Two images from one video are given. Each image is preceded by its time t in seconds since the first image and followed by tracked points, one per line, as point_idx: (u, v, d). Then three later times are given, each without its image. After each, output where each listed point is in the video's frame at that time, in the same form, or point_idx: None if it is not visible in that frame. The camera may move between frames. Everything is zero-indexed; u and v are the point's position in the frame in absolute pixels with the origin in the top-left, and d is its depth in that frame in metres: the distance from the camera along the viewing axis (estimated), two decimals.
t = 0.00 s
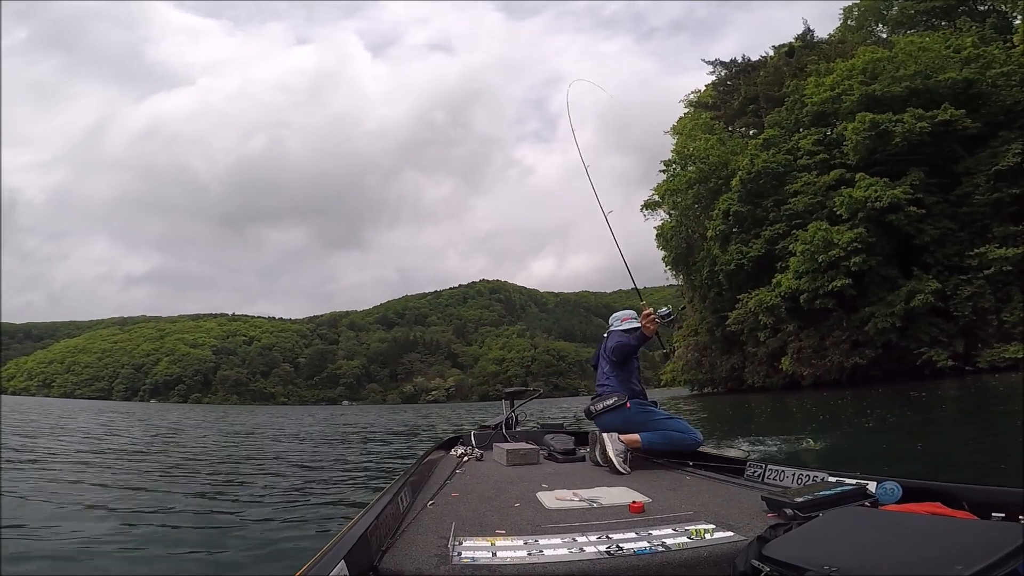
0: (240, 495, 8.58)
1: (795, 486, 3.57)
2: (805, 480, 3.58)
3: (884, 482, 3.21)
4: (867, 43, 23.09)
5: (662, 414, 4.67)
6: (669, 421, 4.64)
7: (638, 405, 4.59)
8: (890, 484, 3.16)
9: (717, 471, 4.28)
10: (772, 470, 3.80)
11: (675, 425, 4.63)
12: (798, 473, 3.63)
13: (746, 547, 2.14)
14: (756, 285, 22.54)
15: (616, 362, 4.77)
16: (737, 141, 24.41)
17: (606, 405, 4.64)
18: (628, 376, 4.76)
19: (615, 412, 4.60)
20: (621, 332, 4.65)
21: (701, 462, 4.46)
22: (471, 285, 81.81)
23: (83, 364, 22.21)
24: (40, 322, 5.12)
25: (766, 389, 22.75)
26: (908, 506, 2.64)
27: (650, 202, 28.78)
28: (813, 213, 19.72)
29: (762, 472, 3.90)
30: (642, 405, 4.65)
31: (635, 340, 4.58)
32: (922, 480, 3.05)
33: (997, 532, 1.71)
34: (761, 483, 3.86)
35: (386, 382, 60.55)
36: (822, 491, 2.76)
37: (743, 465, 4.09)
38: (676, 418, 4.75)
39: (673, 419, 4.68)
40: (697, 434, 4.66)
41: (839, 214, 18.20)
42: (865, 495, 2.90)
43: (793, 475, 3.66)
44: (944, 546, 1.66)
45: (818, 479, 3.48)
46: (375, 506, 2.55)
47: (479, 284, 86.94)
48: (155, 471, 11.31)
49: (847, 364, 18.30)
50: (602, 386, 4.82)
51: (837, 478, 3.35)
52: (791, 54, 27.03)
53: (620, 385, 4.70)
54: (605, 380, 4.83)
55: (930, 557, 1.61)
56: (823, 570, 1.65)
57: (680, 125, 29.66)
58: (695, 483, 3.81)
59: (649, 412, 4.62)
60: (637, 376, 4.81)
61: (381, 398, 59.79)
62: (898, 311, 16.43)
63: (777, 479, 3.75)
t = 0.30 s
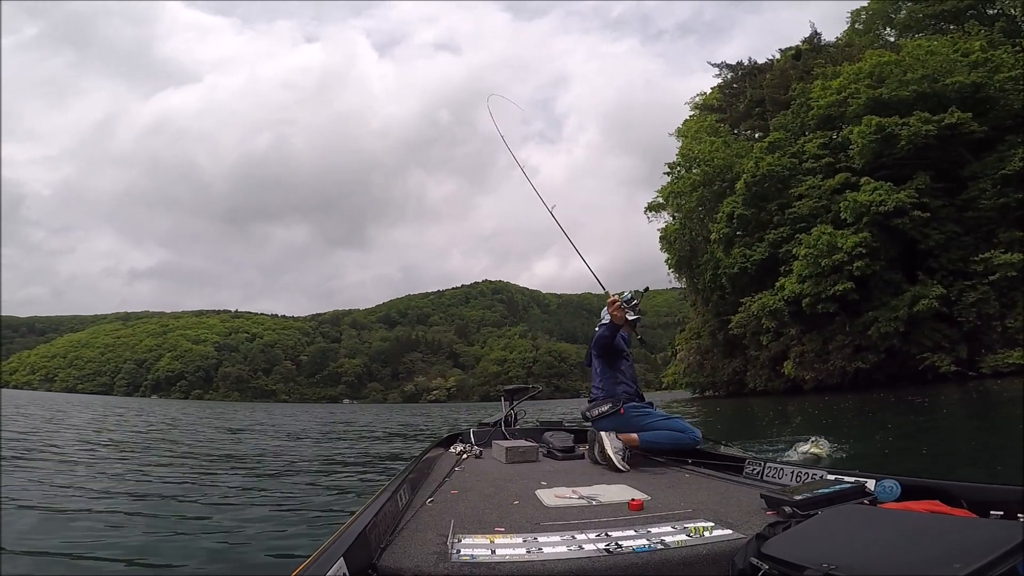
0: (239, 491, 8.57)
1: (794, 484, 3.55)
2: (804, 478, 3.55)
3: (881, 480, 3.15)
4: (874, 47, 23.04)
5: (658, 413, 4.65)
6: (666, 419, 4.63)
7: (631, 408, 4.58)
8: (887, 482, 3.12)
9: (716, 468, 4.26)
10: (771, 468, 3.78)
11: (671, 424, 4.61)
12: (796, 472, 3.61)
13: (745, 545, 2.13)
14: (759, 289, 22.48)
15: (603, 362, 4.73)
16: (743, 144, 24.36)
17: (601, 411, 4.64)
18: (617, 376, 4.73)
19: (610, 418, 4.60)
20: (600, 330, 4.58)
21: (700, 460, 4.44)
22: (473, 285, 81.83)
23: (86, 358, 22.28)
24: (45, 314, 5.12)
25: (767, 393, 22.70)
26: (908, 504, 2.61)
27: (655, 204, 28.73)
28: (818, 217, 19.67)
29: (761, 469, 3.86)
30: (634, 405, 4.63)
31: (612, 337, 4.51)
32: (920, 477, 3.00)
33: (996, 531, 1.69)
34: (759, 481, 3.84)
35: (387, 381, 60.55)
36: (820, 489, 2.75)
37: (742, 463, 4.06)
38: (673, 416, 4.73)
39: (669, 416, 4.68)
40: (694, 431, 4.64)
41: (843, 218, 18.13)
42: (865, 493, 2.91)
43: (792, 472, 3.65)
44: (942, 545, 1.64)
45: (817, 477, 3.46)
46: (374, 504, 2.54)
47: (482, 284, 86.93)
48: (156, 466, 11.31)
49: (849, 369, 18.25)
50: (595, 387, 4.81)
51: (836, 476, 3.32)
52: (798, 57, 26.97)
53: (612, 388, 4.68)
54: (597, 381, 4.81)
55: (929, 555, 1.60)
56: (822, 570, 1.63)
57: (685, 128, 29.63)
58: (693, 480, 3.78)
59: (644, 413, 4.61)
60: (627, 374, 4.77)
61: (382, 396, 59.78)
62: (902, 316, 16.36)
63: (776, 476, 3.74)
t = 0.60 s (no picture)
0: (241, 493, 8.58)
1: (794, 486, 3.53)
2: (804, 479, 3.53)
3: (882, 481, 3.13)
4: (877, 48, 22.99)
5: (657, 413, 4.65)
6: (665, 418, 4.62)
7: (631, 406, 4.55)
8: (887, 483, 3.08)
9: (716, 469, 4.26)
10: (772, 469, 3.77)
11: (671, 423, 4.60)
12: (797, 473, 3.59)
13: (744, 547, 2.12)
14: (763, 290, 22.42)
15: (603, 361, 4.69)
16: (746, 146, 24.33)
17: (601, 409, 4.63)
18: (617, 374, 4.69)
19: (610, 416, 4.58)
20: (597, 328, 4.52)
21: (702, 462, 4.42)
22: (476, 287, 81.87)
23: (90, 360, 22.39)
24: (45, 317, 5.12)
25: (771, 395, 22.64)
26: (907, 505, 2.59)
27: (658, 205, 28.70)
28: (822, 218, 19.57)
29: (761, 471, 3.86)
30: (635, 405, 4.60)
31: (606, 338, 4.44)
32: (921, 479, 2.96)
33: (995, 531, 1.69)
34: (760, 483, 3.83)
35: (390, 382, 60.51)
36: (821, 490, 2.74)
37: (742, 464, 4.07)
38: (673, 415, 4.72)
39: (670, 416, 4.65)
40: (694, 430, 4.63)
41: (847, 219, 18.07)
42: (864, 495, 2.87)
43: (792, 473, 3.63)
44: (941, 546, 1.64)
45: (817, 479, 3.44)
46: (374, 505, 2.55)
47: (485, 286, 86.93)
48: (160, 468, 11.35)
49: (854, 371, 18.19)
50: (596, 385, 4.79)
51: (836, 478, 3.31)
52: (801, 57, 26.93)
53: (612, 386, 4.65)
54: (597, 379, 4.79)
55: (928, 556, 1.59)
56: (823, 570, 1.63)
57: (688, 129, 29.59)
58: (692, 481, 3.79)
59: (644, 411, 4.59)
60: (628, 373, 4.73)
61: (385, 398, 59.82)
62: (907, 318, 16.31)
63: (777, 478, 3.73)
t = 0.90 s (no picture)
0: (247, 502, 8.62)
1: (798, 489, 3.53)
2: (807, 482, 3.53)
3: (886, 483, 3.13)
4: (871, 40, 22.96)
5: (662, 417, 4.67)
6: (670, 423, 4.65)
7: (637, 409, 4.58)
8: (892, 486, 3.09)
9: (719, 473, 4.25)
10: (776, 472, 3.77)
11: (676, 428, 4.63)
12: (800, 476, 3.58)
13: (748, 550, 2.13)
14: (765, 284, 22.40)
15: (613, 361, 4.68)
16: (743, 141, 24.31)
17: (606, 412, 4.65)
18: (625, 375, 4.69)
19: (616, 419, 4.61)
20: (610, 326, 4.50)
21: (705, 465, 4.42)
22: (479, 288, 81.95)
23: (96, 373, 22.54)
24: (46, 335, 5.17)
25: (777, 389, 22.61)
26: (911, 509, 2.60)
27: (657, 202, 28.68)
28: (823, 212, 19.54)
29: (765, 474, 3.86)
30: (640, 408, 4.63)
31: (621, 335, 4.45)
32: (926, 482, 2.98)
33: (999, 534, 1.69)
34: (764, 486, 3.83)
35: (396, 386, 60.57)
36: (824, 494, 2.74)
37: (746, 468, 4.07)
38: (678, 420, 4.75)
39: (675, 420, 4.70)
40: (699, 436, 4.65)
41: (847, 212, 18.03)
42: (868, 497, 2.88)
43: (796, 477, 3.63)
44: (946, 548, 1.64)
45: (820, 482, 3.44)
46: (378, 509, 2.57)
47: (487, 287, 86.98)
48: (168, 479, 11.44)
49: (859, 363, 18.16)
50: (603, 386, 4.79)
51: (841, 481, 3.31)
52: (795, 52, 26.90)
53: (619, 389, 4.67)
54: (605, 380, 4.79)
55: (932, 559, 1.60)
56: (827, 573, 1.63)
57: (685, 125, 29.57)
58: (696, 485, 3.79)
59: (649, 415, 4.62)
60: (634, 373, 4.73)
61: (391, 401, 59.91)
62: (910, 309, 16.26)
63: (780, 481, 3.72)
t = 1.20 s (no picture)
0: (249, 501, 8.64)
1: (797, 490, 3.54)
2: (806, 483, 3.54)
3: (885, 484, 3.14)
4: (873, 38, 22.89)
5: (659, 419, 4.67)
6: (667, 424, 4.65)
7: (633, 412, 4.57)
8: (891, 487, 3.10)
9: (719, 473, 4.26)
10: (775, 473, 3.77)
11: (674, 429, 4.63)
12: (799, 476, 3.59)
13: (747, 550, 2.13)
14: (767, 282, 22.39)
15: (611, 361, 4.65)
16: (745, 139, 24.30)
17: (603, 415, 4.64)
18: (623, 377, 4.66)
19: (612, 423, 4.59)
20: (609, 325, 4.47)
21: (705, 466, 4.42)
22: (480, 287, 81.96)
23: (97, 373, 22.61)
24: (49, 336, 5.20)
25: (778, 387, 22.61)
26: (910, 509, 2.61)
27: (658, 201, 28.65)
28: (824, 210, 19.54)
29: (764, 475, 3.87)
30: (637, 411, 4.62)
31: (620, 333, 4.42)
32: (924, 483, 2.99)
33: (998, 535, 1.69)
34: (763, 487, 3.83)
35: (398, 385, 60.59)
36: (823, 494, 2.74)
37: (745, 468, 4.08)
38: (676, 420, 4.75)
39: (672, 422, 4.71)
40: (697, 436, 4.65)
41: (850, 209, 17.99)
42: (868, 498, 2.89)
43: (795, 478, 3.64)
44: (946, 549, 1.64)
45: (819, 482, 3.46)
46: (377, 510, 2.57)
47: (489, 286, 86.96)
48: (170, 478, 11.49)
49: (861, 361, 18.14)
50: (601, 387, 4.75)
51: (839, 482, 3.32)
52: (797, 49, 26.84)
53: (617, 393, 4.64)
54: (602, 381, 4.75)
55: (929, 560, 1.60)
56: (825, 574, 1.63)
57: (686, 123, 29.53)
58: (695, 486, 3.79)
59: (646, 417, 4.61)
60: (632, 374, 4.71)
61: (393, 400, 59.94)
62: (912, 307, 16.23)
63: (779, 481, 3.73)
